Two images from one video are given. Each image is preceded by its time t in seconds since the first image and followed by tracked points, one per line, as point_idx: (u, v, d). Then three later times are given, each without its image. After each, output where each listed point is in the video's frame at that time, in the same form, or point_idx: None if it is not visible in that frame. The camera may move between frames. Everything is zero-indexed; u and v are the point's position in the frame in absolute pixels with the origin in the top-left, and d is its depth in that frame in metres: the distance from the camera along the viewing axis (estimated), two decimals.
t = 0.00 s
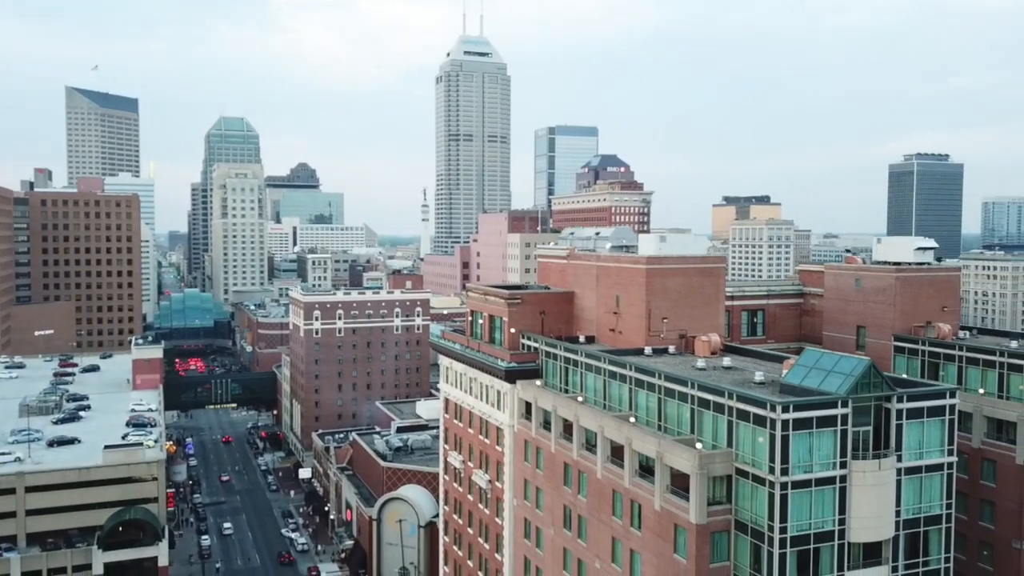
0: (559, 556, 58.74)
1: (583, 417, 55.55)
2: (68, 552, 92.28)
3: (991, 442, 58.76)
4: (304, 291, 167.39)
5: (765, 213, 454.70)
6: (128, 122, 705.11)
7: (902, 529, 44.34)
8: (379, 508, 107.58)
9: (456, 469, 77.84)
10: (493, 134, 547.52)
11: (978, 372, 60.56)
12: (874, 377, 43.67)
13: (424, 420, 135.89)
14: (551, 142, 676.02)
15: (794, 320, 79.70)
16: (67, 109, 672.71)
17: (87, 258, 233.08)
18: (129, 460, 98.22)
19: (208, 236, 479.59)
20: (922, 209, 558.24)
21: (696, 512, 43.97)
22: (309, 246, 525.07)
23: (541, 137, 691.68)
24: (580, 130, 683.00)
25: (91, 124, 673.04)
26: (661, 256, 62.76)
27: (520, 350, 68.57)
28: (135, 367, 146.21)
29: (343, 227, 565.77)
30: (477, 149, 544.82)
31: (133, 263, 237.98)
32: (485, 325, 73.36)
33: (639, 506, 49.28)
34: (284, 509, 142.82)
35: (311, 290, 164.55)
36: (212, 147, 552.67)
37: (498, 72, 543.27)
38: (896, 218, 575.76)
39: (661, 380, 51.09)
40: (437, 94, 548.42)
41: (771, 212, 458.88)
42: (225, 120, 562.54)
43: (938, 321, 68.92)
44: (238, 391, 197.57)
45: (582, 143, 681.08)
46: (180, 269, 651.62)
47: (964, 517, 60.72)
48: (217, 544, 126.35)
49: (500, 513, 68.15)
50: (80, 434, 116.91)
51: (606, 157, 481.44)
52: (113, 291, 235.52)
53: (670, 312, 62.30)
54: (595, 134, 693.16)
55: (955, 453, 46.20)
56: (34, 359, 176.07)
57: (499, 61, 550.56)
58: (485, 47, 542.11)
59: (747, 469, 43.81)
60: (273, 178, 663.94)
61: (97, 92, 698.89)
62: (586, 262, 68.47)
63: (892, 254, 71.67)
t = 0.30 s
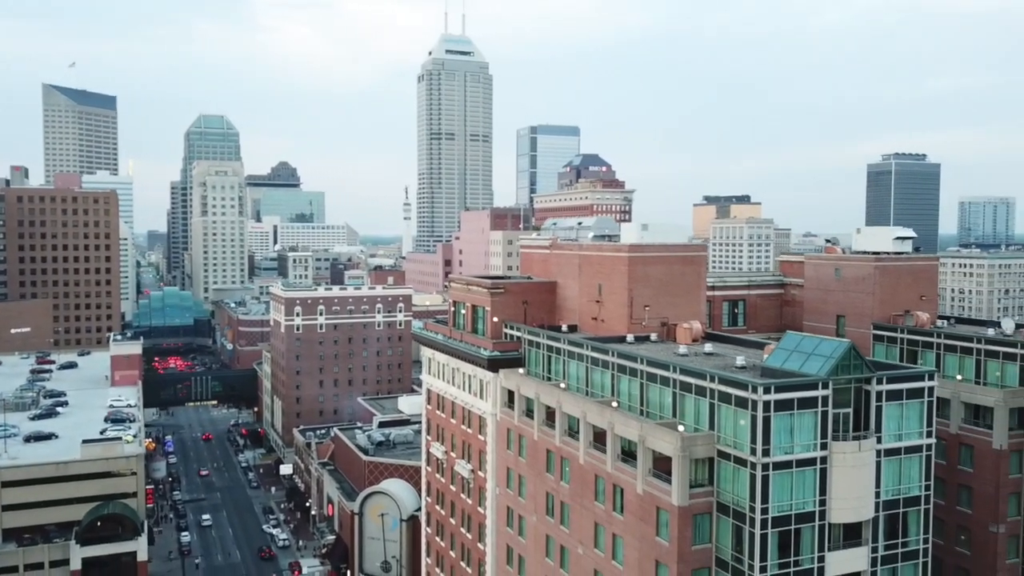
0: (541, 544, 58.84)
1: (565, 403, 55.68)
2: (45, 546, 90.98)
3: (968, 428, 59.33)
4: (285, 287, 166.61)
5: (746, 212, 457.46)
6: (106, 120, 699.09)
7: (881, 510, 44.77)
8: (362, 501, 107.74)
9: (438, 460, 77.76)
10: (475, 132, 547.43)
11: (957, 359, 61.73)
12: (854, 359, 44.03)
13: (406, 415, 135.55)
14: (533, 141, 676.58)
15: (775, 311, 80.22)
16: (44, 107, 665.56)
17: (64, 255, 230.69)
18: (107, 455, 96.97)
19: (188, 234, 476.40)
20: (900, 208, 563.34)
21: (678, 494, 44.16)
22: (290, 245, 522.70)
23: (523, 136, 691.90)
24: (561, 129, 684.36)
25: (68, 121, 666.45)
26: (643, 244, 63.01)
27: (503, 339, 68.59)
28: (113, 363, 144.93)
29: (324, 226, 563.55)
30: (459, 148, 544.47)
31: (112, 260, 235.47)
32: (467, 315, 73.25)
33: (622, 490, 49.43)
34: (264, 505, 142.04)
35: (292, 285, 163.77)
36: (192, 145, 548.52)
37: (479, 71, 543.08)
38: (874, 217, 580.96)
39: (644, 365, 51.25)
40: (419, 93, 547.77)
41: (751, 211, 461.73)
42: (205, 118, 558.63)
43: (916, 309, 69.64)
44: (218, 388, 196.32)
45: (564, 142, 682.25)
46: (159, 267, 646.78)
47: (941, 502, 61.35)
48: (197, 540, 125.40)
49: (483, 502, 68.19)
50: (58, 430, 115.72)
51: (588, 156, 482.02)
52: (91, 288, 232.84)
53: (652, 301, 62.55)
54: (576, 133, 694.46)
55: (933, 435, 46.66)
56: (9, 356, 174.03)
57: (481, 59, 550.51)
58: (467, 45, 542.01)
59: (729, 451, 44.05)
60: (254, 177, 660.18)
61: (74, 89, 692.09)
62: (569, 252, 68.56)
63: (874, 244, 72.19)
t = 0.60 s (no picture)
0: (523, 530, 58.76)
1: (546, 389, 55.69)
2: (20, 542, 90.07)
3: (945, 413, 59.64)
4: (264, 282, 165.59)
5: (725, 210, 459.90)
6: (82, 118, 692.11)
7: (860, 491, 45.01)
8: (340, 496, 106.68)
9: (419, 451, 77.50)
10: (455, 131, 546.89)
11: (934, 345, 62.21)
12: (833, 340, 44.24)
13: (386, 410, 134.92)
14: (514, 140, 676.41)
15: (754, 301, 80.57)
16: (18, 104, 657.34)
17: (40, 252, 228.04)
18: (84, 450, 96.54)
19: (165, 233, 472.20)
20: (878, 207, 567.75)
21: (659, 476, 44.21)
22: (269, 244, 519.37)
23: (504, 135, 691.84)
24: (542, 128, 685.10)
25: (43, 119, 658.70)
26: (623, 232, 63.08)
27: (484, 328, 68.43)
28: (90, 359, 143.38)
29: (303, 225, 560.46)
30: (439, 146, 543.55)
31: (88, 257, 232.96)
32: (448, 305, 72.96)
33: (603, 474, 49.45)
34: (243, 502, 141.02)
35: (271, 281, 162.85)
36: (170, 143, 543.96)
37: (460, 69, 542.39)
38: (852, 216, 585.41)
39: (624, 349, 51.29)
40: (399, 91, 546.44)
41: (731, 210, 463.97)
42: (182, 115, 554.18)
43: (894, 297, 70.26)
44: (196, 385, 194.69)
45: (544, 141, 682.63)
46: (136, 267, 640.56)
47: (919, 487, 61.71)
48: (174, 537, 124.21)
49: (464, 491, 68.05)
50: (33, 425, 114.33)
51: (568, 155, 482.32)
52: (67, 285, 230.35)
53: (632, 288, 62.69)
54: (557, 132, 695.14)
55: (911, 416, 46.93)
56: None
57: (461, 58, 549.93)
58: (447, 44, 541.46)
59: (709, 432, 44.17)
60: (232, 175, 655.67)
61: (50, 86, 684.32)
62: (549, 240, 68.47)
63: (852, 233, 72.61)
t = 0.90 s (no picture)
0: (502, 517, 58.84)
1: (526, 375, 55.74)
2: None
3: (920, 398, 60.46)
4: (242, 278, 164.54)
5: (703, 209, 462.33)
6: (56, 115, 683.85)
7: (837, 471, 45.42)
8: (319, 489, 106.80)
9: (398, 442, 77.29)
10: (434, 129, 546.16)
11: (909, 332, 62.98)
12: (810, 322, 44.65)
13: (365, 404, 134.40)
14: (493, 139, 676.07)
15: (732, 291, 81.05)
16: None
17: (13, 248, 225.22)
18: (59, 444, 95.08)
19: (141, 231, 467.63)
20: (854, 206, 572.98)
21: (638, 458, 44.40)
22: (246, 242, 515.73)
23: (483, 134, 691.81)
24: (521, 127, 685.68)
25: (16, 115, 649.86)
26: (603, 219, 63.26)
27: (464, 317, 68.31)
28: (64, 355, 141.78)
29: (281, 223, 557.20)
30: (418, 145, 542.59)
31: (63, 254, 230.42)
32: (428, 295, 72.71)
33: (582, 458, 49.60)
34: (220, 499, 139.94)
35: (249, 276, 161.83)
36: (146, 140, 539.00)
37: (439, 67, 541.65)
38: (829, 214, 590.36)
39: (604, 334, 51.40)
40: (378, 89, 544.84)
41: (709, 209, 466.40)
42: (159, 112, 549.28)
43: (870, 286, 71.05)
44: (172, 383, 192.94)
45: (523, 140, 683.01)
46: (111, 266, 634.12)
47: (894, 472, 62.42)
48: (151, 534, 123.02)
49: (444, 480, 67.98)
50: (6, 421, 112.89)
51: (548, 154, 483.07)
52: (41, 283, 227.58)
53: (612, 275, 62.91)
54: (536, 131, 695.58)
55: (886, 398, 47.44)
56: None
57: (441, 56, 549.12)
58: (427, 42, 540.63)
59: (688, 414, 44.42)
60: (209, 174, 650.49)
61: (23, 83, 675.52)
62: (529, 229, 68.50)
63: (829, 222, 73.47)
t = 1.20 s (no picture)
0: (481, 504, 58.81)
1: (504, 361, 55.74)
2: None
3: (895, 383, 61.06)
4: (218, 273, 163.40)
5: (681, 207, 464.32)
6: (29, 112, 675.42)
7: (813, 453, 45.75)
8: (297, 483, 106.17)
9: (377, 432, 76.96)
10: (413, 127, 544.82)
11: (883, 319, 63.68)
12: (786, 304, 44.99)
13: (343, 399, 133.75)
14: (472, 137, 675.41)
15: (710, 281, 81.37)
16: None
17: None
18: (30, 439, 93.84)
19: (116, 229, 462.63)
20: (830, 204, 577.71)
21: (616, 440, 44.56)
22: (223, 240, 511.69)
23: (462, 133, 690.72)
24: (500, 126, 685.52)
25: None
26: (581, 206, 63.35)
27: (442, 305, 68.08)
28: (37, 351, 140.10)
29: (259, 222, 553.51)
30: (397, 143, 541.06)
31: (36, 251, 227.83)
32: (406, 285, 72.45)
33: (560, 442, 49.71)
34: (197, 495, 138.79)
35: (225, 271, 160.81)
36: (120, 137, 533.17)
37: (417, 65, 540.14)
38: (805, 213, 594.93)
39: (582, 318, 51.47)
40: (356, 87, 542.62)
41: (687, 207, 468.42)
42: (134, 109, 543.81)
43: (845, 275, 71.69)
44: (148, 380, 191.11)
45: (501, 139, 682.67)
46: (86, 265, 626.88)
47: (870, 457, 62.99)
48: (127, 530, 121.69)
49: (422, 469, 67.83)
50: None
51: (527, 152, 483.36)
52: (14, 280, 224.69)
53: (590, 262, 62.97)
54: (514, 129, 695.71)
55: (862, 380, 47.87)
56: None
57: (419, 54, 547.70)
58: (405, 40, 538.86)
59: (665, 395, 44.58)
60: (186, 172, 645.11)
61: None
62: (507, 218, 68.52)
63: (805, 212, 74.07)
